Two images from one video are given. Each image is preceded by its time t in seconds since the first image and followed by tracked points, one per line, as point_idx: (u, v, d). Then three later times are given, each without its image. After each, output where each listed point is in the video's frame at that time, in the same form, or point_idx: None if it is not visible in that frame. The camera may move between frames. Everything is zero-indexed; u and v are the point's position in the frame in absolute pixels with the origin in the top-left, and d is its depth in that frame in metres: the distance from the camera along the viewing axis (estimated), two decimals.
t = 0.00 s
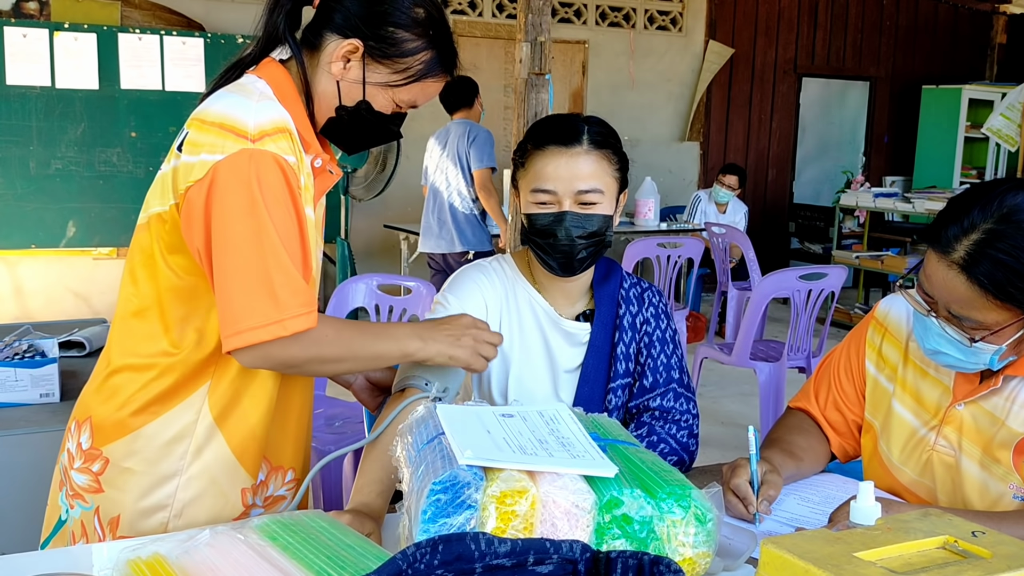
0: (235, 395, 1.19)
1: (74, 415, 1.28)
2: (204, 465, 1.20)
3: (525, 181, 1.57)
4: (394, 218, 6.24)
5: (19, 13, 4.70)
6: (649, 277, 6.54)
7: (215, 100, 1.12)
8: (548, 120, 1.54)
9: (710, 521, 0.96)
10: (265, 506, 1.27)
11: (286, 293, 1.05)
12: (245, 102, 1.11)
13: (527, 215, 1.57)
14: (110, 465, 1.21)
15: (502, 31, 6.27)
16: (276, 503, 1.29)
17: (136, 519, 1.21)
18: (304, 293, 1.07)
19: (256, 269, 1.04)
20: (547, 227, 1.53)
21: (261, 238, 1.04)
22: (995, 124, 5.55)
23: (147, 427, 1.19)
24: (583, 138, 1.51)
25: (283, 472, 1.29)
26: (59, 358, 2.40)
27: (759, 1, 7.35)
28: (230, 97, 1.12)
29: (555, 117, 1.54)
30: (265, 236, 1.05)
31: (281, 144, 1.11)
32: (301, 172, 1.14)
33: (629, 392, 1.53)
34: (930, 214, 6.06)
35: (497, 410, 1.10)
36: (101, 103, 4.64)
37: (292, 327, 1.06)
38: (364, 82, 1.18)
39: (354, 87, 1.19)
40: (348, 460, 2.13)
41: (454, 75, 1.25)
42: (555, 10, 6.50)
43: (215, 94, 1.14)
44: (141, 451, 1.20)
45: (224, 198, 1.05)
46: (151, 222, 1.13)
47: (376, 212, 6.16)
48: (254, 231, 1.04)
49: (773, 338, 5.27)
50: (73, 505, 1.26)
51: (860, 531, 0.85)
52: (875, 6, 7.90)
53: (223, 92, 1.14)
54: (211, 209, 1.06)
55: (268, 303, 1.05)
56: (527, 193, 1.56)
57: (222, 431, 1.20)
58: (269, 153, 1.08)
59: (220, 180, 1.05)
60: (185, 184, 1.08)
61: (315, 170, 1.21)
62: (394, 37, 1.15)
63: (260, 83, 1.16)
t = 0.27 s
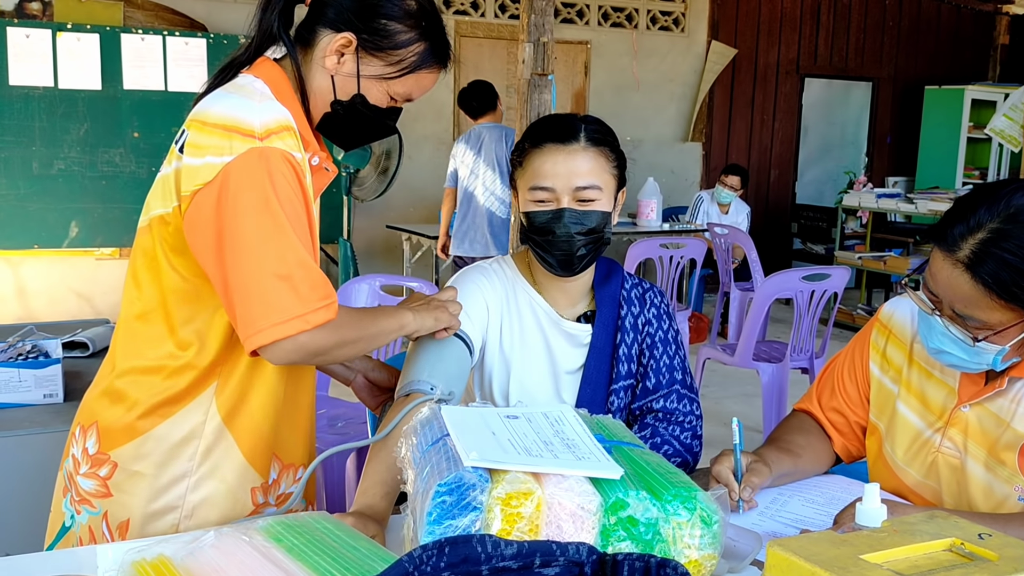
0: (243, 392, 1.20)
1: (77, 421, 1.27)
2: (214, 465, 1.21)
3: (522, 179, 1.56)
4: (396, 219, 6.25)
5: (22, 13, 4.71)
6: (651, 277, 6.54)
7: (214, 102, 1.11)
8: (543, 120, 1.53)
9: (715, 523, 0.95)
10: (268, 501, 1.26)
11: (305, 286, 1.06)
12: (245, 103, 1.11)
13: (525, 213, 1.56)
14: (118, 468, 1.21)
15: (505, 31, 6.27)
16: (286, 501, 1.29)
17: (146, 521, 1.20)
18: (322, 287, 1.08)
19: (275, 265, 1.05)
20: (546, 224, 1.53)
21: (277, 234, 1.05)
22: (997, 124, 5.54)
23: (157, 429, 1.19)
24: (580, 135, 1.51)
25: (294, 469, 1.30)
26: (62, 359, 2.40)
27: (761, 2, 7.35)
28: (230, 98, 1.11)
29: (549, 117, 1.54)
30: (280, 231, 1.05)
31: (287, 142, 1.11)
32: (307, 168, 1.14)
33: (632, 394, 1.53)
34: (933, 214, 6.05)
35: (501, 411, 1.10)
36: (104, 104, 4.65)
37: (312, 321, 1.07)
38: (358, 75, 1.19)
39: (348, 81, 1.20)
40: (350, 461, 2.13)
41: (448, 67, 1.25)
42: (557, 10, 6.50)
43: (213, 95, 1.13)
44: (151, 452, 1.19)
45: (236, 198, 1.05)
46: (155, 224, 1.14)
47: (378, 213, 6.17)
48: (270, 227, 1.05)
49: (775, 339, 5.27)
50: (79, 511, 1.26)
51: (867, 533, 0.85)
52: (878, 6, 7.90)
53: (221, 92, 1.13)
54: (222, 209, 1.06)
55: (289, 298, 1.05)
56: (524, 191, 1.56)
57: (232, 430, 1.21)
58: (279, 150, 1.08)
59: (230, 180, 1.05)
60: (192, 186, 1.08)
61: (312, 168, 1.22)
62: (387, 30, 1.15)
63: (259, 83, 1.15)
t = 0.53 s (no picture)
0: (247, 390, 1.19)
1: (82, 418, 1.28)
2: (218, 461, 1.20)
3: (526, 176, 1.56)
4: (398, 219, 6.25)
5: (25, 13, 4.72)
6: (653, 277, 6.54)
7: (213, 105, 1.12)
8: (547, 117, 1.55)
9: (719, 524, 0.95)
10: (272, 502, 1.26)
11: (311, 290, 1.06)
12: (243, 105, 1.11)
13: (529, 210, 1.56)
14: (123, 464, 1.21)
15: (506, 31, 6.27)
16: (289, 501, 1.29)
17: (151, 516, 1.20)
18: (328, 289, 1.06)
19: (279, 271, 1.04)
20: (550, 220, 1.53)
21: (281, 239, 1.04)
22: (1000, 124, 5.54)
23: (161, 423, 1.19)
24: (584, 131, 1.52)
25: (297, 469, 1.30)
26: (65, 359, 2.40)
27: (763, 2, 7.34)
28: (229, 100, 1.12)
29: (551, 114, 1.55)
30: (283, 236, 1.04)
31: (286, 145, 1.10)
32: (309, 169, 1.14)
33: (634, 394, 1.53)
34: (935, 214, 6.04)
35: (504, 412, 1.10)
36: (106, 104, 4.65)
37: (318, 325, 1.06)
38: (353, 71, 1.18)
39: (343, 77, 1.19)
40: (353, 461, 2.12)
41: (447, 63, 1.24)
42: (559, 10, 6.49)
43: (213, 97, 1.13)
44: (155, 447, 1.19)
45: (239, 204, 1.05)
46: (156, 226, 1.14)
47: (380, 213, 6.17)
48: (275, 232, 1.04)
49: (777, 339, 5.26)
50: (84, 507, 1.26)
51: (869, 533, 0.85)
52: (880, 6, 7.90)
53: (221, 94, 1.13)
54: (226, 215, 1.06)
55: (297, 302, 1.05)
56: (528, 187, 1.56)
57: (236, 427, 1.20)
58: (278, 154, 1.07)
59: (232, 186, 1.05)
60: (195, 192, 1.08)
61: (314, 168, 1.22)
62: (381, 24, 1.14)
63: (257, 84, 1.15)
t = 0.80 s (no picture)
0: (258, 394, 1.20)
1: (88, 417, 1.28)
2: (225, 462, 1.21)
3: (541, 174, 1.56)
4: (399, 218, 6.25)
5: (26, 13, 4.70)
6: (654, 276, 6.54)
7: (221, 110, 1.12)
8: (559, 116, 1.56)
9: (720, 522, 0.95)
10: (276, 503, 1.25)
11: (318, 299, 1.05)
12: (252, 111, 1.11)
13: (545, 207, 1.55)
14: (130, 464, 1.21)
15: (508, 30, 6.27)
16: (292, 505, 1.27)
17: (158, 516, 1.21)
18: (340, 298, 1.05)
19: (286, 278, 1.04)
20: (567, 217, 1.51)
21: (289, 246, 1.04)
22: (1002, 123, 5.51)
23: (170, 423, 1.19)
24: (599, 129, 1.53)
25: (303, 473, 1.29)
26: (66, 358, 2.40)
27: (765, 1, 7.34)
28: (236, 105, 1.12)
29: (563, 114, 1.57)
30: (294, 244, 1.04)
31: (298, 152, 1.10)
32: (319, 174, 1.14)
33: (636, 393, 1.53)
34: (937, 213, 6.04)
35: (507, 411, 1.10)
36: (108, 103, 4.65)
37: (324, 334, 1.05)
38: (356, 72, 1.18)
39: (347, 78, 1.19)
40: (354, 460, 2.12)
41: (453, 63, 1.22)
42: (560, 9, 6.49)
43: (222, 101, 1.14)
44: (165, 447, 1.20)
45: (249, 211, 1.05)
46: (164, 228, 1.13)
47: (381, 212, 6.17)
48: (285, 240, 1.04)
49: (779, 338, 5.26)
50: (91, 506, 1.26)
51: (871, 532, 0.85)
52: (881, 5, 7.89)
53: (229, 97, 1.14)
54: (237, 221, 1.06)
55: (304, 309, 1.04)
56: (545, 185, 1.55)
57: (245, 428, 1.20)
58: (289, 162, 1.07)
59: (244, 193, 1.05)
60: (207, 198, 1.08)
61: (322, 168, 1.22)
62: (384, 24, 1.14)
63: (266, 86, 1.15)
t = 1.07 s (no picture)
0: (246, 404, 1.21)
1: (81, 408, 1.27)
2: (208, 465, 1.21)
3: (542, 171, 1.56)
4: (401, 218, 6.25)
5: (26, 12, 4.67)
6: (655, 276, 6.54)
7: (230, 117, 1.12)
8: (554, 113, 1.57)
9: (721, 520, 0.95)
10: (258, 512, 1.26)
11: (291, 321, 1.05)
12: (260, 121, 1.11)
13: (546, 203, 1.55)
14: (117, 460, 1.21)
15: (509, 30, 6.27)
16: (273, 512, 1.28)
17: (143, 512, 1.21)
18: (311, 320, 1.05)
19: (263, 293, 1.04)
20: (569, 213, 1.52)
21: (272, 263, 1.04)
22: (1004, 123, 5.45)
23: (158, 422, 1.19)
24: (599, 126, 1.54)
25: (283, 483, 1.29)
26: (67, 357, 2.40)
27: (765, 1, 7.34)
28: (248, 113, 1.12)
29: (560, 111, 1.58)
30: (279, 260, 1.04)
31: (296, 166, 1.10)
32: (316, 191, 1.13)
33: (636, 391, 1.53)
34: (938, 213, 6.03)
35: (507, 409, 1.10)
36: (108, 103, 4.65)
37: (293, 354, 1.05)
38: (374, 91, 1.17)
39: (365, 97, 1.18)
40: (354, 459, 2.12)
41: (472, 80, 1.21)
42: (561, 8, 6.49)
43: (232, 107, 1.13)
44: (151, 446, 1.20)
45: (240, 220, 1.05)
46: (162, 226, 1.13)
47: (382, 212, 6.17)
48: (270, 255, 1.04)
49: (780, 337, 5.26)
50: (78, 497, 1.26)
51: (873, 530, 0.84)
52: (882, 4, 7.89)
53: (241, 104, 1.13)
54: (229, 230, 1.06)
55: (276, 327, 1.04)
56: (547, 181, 1.55)
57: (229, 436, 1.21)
58: (284, 176, 1.07)
59: (237, 202, 1.05)
60: (204, 202, 1.08)
61: (332, 179, 1.21)
62: (402, 43, 1.13)
63: (280, 96, 1.15)
